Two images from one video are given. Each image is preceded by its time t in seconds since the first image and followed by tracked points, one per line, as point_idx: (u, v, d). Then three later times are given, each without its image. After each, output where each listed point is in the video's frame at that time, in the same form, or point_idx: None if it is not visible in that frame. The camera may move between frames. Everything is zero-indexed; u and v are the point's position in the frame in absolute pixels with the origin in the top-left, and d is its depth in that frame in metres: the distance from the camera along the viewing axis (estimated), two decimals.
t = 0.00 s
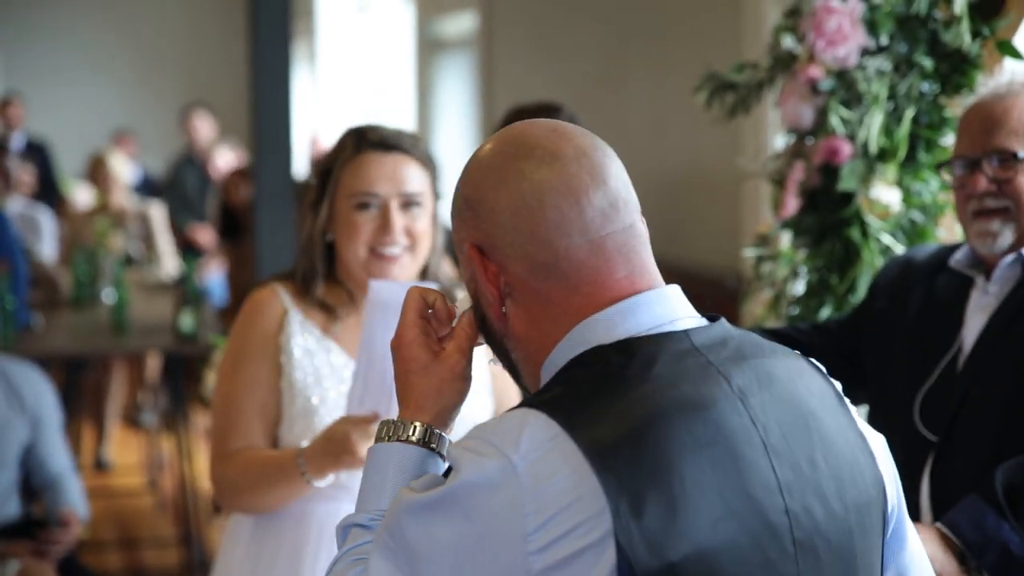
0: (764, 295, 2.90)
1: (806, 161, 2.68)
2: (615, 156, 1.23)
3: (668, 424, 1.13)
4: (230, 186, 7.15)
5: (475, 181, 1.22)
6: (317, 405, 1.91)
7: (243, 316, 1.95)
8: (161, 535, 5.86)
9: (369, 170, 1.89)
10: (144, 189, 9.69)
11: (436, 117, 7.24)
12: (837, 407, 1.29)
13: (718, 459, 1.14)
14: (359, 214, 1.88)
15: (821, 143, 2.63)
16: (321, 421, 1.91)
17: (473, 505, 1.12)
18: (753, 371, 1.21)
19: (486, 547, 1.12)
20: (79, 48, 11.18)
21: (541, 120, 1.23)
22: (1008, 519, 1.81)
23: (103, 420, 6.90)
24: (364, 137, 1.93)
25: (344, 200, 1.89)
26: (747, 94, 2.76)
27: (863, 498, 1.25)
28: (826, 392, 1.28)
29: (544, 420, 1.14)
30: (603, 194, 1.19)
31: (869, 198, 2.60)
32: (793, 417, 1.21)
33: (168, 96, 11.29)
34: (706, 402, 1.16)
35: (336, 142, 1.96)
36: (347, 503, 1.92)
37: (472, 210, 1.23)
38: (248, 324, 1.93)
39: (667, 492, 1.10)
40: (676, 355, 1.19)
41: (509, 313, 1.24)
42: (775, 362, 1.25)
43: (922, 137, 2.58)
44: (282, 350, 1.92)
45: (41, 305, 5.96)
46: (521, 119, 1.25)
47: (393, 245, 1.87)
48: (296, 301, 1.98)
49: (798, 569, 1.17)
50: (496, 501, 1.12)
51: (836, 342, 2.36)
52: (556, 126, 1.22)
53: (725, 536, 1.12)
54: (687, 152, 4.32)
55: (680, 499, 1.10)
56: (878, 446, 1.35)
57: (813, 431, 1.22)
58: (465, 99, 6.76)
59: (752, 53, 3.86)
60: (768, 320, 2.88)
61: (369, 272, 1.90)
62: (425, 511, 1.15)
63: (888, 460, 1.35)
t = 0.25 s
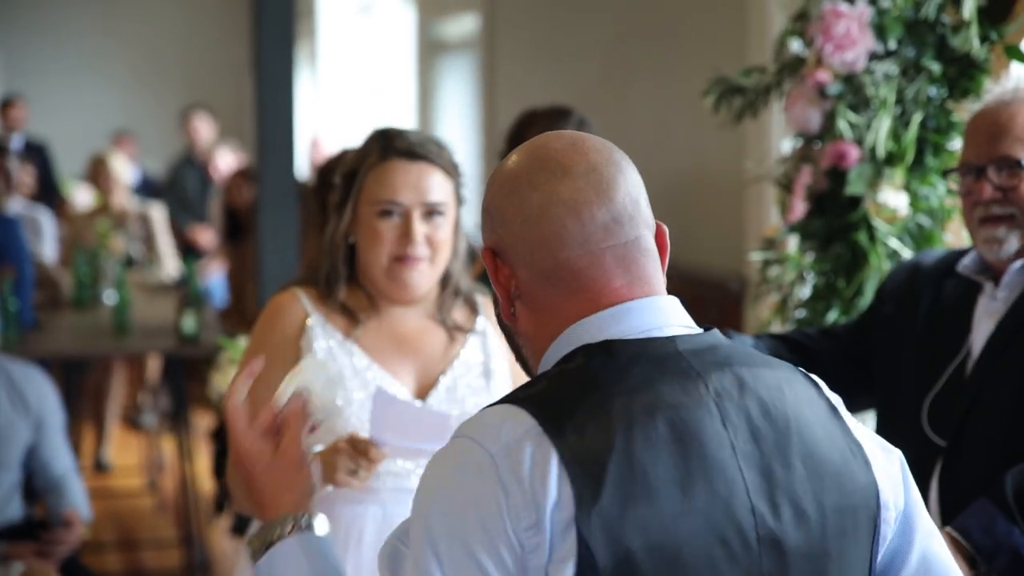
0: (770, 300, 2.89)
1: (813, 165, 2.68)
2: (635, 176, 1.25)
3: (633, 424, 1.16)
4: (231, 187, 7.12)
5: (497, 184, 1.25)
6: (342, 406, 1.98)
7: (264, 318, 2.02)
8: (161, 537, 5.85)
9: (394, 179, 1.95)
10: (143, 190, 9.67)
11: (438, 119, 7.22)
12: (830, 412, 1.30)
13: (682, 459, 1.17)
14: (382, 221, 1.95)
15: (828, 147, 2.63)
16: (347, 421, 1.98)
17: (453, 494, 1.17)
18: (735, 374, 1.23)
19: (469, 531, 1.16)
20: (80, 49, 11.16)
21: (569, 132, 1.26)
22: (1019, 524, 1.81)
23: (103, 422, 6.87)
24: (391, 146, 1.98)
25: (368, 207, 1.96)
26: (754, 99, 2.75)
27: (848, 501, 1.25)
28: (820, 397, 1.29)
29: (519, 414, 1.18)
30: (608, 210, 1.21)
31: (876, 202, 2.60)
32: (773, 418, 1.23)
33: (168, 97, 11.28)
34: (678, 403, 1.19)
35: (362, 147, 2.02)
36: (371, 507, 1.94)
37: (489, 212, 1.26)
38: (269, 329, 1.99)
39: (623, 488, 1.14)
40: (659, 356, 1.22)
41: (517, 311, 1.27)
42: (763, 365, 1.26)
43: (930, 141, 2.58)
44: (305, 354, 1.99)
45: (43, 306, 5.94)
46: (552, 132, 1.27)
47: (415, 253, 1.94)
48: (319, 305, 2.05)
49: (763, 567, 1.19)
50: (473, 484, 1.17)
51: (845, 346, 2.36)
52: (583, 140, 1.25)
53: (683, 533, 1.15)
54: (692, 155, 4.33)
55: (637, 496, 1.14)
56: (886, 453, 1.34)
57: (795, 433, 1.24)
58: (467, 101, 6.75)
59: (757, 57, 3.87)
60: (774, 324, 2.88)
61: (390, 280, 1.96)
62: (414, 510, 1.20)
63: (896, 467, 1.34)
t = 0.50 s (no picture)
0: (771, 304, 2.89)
1: (816, 170, 2.68)
2: (583, 180, 1.26)
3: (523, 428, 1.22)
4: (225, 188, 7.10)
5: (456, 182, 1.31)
6: (351, 410, 2.01)
7: (277, 326, 2.05)
8: (155, 541, 5.83)
9: (410, 194, 1.95)
10: (134, 190, 9.66)
11: (433, 120, 7.22)
12: (764, 416, 1.31)
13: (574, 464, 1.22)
14: (397, 237, 1.95)
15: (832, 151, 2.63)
16: (357, 427, 2.01)
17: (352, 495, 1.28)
18: (652, 377, 1.26)
19: (369, 528, 1.26)
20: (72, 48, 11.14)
21: (528, 128, 1.29)
22: None
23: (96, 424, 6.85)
24: (411, 159, 1.97)
25: (384, 223, 1.96)
26: (758, 103, 2.75)
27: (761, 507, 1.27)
28: (753, 401, 1.30)
29: (412, 406, 1.27)
30: (540, 219, 1.24)
31: (880, 207, 2.59)
32: (683, 423, 1.25)
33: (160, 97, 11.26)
34: (580, 409, 1.23)
35: (378, 154, 2.01)
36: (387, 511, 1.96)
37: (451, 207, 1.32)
38: (282, 336, 2.03)
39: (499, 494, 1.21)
40: (576, 358, 1.26)
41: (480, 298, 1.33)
42: (691, 368, 1.28)
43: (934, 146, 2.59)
44: (316, 361, 2.03)
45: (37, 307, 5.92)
46: (520, 125, 1.30)
47: (431, 269, 1.96)
48: (330, 312, 2.08)
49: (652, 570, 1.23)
50: (366, 486, 1.27)
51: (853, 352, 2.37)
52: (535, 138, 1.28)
53: (564, 535, 1.21)
54: (693, 158, 4.35)
55: (512, 501, 1.21)
56: (837, 457, 1.34)
57: (707, 439, 1.26)
58: (462, 102, 6.74)
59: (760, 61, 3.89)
60: (778, 328, 2.88)
61: (404, 294, 1.99)
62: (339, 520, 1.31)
63: (847, 471, 1.34)
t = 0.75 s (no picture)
0: (787, 304, 2.89)
1: (833, 172, 2.68)
2: (543, 181, 1.35)
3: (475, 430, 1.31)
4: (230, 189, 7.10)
5: (424, 191, 1.40)
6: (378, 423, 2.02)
7: (309, 333, 2.07)
8: (162, 542, 5.83)
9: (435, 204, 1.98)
10: (137, 192, 9.66)
11: (438, 120, 7.22)
12: (716, 406, 1.37)
13: (522, 461, 1.31)
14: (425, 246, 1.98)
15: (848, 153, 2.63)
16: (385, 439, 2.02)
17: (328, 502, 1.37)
18: (600, 375, 1.33)
19: (332, 533, 1.35)
20: (73, 49, 11.14)
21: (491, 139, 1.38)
22: None
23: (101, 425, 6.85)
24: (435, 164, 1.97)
25: (410, 231, 1.99)
26: (774, 105, 2.75)
27: (710, 495, 1.34)
28: (703, 393, 1.36)
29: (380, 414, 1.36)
30: (501, 222, 1.33)
31: (899, 209, 2.62)
32: (630, 419, 1.33)
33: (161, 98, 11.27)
34: (530, 410, 1.31)
35: (399, 158, 2.00)
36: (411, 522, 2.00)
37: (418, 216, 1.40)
38: (311, 347, 2.04)
39: (450, 492, 1.30)
40: (532, 359, 1.33)
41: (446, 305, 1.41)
42: (641, 364, 1.35)
43: (951, 148, 2.59)
44: (344, 371, 2.04)
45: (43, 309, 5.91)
46: (485, 139, 1.40)
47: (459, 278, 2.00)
48: (353, 318, 2.10)
49: (604, 559, 1.30)
50: (332, 493, 1.36)
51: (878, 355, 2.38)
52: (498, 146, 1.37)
53: (515, 528, 1.29)
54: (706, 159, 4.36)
55: (462, 498, 1.30)
56: (792, 441, 1.39)
57: (657, 429, 1.33)
58: (468, 102, 6.74)
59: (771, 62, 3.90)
60: (793, 328, 2.87)
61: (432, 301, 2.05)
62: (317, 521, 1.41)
63: (804, 453, 1.39)
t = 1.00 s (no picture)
0: (800, 304, 2.89)
1: (847, 171, 2.69)
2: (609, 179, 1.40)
3: (543, 411, 1.35)
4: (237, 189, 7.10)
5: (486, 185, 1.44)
6: (391, 424, 2.03)
7: (320, 332, 2.07)
8: (170, 543, 5.84)
9: (454, 204, 1.98)
10: (142, 192, 9.67)
11: (445, 119, 7.22)
12: (767, 391, 1.42)
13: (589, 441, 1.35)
14: (444, 247, 1.98)
15: (862, 152, 2.64)
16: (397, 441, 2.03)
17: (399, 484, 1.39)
18: (662, 360, 1.38)
19: (402, 511, 1.39)
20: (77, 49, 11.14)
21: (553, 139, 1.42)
22: None
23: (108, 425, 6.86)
24: (453, 166, 1.99)
25: (428, 231, 1.99)
26: (787, 105, 2.76)
27: (764, 476, 1.39)
28: (754, 378, 1.41)
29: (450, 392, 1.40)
30: (577, 209, 1.37)
31: (913, 208, 2.61)
32: (691, 401, 1.38)
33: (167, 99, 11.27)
34: (596, 392, 1.36)
35: (414, 159, 2.01)
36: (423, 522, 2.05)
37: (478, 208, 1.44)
38: (322, 345, 2.04)
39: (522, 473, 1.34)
40: (595, 344, 1.38)
41: (501, 293, 1.45)
42: (698, 349, 1.40)
43: (964, 147, 2.59)
44: (356, 372, 2.04)
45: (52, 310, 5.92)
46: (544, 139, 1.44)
47: (476, 278, 2.00)
48: (366, 315, 2.10)
49: (664, 536, 1.36)
50: (401, 473, 1.39)
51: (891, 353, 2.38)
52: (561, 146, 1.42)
53: (582, 507, 1.34)
54: (716, 158, 4.37)
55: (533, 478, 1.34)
56: (836, 425, 1.45)
57: (714, 412, 1.38)
58: (474, 101, 6.74)
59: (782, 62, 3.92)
60: (806, 327, 2.87)
61: (449, 302, 2.03)
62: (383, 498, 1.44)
63: (846, 438, 1.45)
